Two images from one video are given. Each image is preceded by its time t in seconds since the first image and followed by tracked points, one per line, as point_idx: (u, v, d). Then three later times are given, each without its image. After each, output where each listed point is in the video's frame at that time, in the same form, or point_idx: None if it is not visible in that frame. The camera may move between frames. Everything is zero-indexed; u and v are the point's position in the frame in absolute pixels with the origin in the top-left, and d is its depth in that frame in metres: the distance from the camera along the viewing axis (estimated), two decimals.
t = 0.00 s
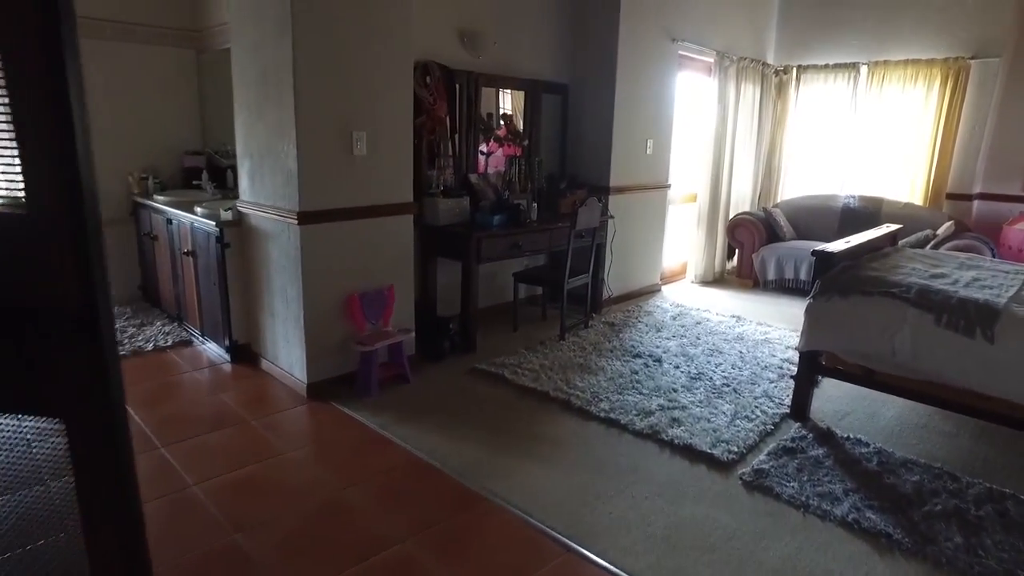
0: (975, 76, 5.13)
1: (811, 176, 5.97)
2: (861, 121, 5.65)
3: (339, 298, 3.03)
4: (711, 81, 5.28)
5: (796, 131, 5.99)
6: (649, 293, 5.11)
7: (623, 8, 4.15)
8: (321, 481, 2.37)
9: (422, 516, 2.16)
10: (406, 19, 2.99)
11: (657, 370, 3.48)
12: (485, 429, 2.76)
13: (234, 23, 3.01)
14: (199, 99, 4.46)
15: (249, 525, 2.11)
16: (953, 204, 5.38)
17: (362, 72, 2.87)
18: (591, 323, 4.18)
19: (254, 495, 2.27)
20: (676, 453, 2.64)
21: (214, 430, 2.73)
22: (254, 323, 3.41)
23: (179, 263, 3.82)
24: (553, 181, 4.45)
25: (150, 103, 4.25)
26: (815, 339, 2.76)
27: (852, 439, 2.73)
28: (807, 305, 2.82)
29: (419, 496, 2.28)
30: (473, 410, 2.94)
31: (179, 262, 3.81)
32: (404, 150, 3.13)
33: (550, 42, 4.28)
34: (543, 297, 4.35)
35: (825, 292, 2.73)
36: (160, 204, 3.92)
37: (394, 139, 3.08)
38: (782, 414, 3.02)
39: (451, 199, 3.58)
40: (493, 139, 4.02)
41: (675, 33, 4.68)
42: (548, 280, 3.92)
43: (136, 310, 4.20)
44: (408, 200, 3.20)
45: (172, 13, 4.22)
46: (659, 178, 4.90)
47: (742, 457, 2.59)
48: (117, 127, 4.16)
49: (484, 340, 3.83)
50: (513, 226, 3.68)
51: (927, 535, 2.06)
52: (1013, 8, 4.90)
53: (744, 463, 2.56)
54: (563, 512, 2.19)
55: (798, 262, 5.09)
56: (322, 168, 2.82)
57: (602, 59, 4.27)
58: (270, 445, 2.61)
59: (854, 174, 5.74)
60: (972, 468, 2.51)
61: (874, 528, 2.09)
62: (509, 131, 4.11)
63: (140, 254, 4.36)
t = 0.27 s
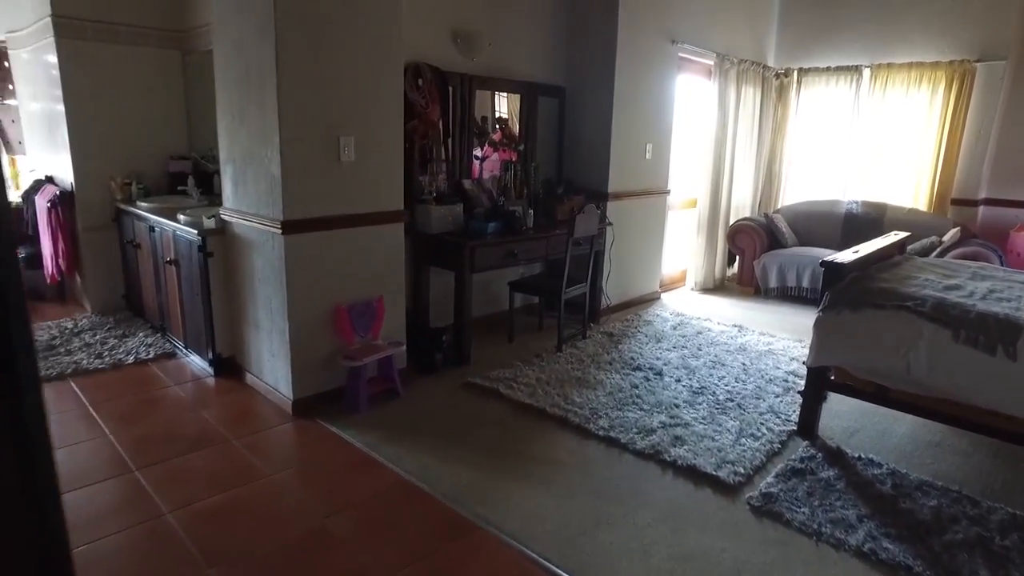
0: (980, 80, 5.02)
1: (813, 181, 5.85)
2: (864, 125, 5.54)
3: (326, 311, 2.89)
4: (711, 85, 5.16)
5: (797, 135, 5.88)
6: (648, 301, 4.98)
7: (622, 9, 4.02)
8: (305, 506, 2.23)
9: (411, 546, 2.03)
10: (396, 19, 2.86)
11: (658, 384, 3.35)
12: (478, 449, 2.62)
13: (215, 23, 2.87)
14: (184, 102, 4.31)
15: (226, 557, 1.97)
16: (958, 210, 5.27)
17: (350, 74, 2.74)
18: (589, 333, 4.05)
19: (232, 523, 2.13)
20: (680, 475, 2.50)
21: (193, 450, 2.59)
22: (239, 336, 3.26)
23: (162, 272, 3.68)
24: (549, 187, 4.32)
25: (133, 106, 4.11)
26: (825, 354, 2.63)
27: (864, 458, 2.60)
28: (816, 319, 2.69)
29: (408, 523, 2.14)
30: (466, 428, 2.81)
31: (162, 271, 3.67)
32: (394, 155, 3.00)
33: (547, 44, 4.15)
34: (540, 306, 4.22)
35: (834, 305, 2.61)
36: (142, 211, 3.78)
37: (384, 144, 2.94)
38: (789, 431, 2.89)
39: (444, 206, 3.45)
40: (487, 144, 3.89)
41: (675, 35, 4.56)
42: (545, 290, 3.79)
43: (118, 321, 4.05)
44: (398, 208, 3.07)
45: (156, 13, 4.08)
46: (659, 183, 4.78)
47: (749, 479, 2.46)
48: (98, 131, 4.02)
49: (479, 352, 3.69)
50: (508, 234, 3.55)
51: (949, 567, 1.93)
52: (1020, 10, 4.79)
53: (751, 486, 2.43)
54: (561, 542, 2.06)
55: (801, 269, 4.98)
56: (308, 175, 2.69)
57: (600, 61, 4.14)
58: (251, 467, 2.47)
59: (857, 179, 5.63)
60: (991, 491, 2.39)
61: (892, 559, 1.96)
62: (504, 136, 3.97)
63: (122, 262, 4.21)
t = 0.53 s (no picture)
0: (988, 81, 4.92)
1: (816, 184, 5.74)
2: (868, 127, 5.42)
3: (315, 321, 2.75)
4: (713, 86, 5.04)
5: (800, 138, 5.76)
6: (649, 307, 4.85)
7: (623, 7, 3.91)
8: (290, 531, 2.09)
9: None
10: (389, 16, 2.73)
11: (662, 396, 3.21)
12: (476, 468, 2.49)
13: (198, 19, 2.74)
14: (170, 103, 4.17)
15: None
16: (965, 214, 5.16)
17: (341, 73, 2.61)
18: (589, 342, 3.92)
19: (212, 551, 1.99)
20: (689, 495, 2.37)
21: (171, 470, 2.44)
22: (224, 346, 3.12)
23: (145, 279, 3.53)
24: (548, 190, 4.19)
25: (117, 107, 3.97)
26: (840, 367, 2.50)
27: (882, 477, 2.47)
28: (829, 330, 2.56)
29: (400, 551, 2.00)
30: (463, 444, 2.67)
31: (145, 278, 3.52)
32: (387, 158, 2.87)
33: (546, 44, 4.03)
34: (538, 313, 4.09)
35: (850, 315, 2.48)
36: (125, 216, 3.63)
37: (376, 146, 2.81)
38: (800, 446, 2.76)
39: (440, 210, 3.32)
40: (484, 146, 3.76)
41: (677, 34, 4.44)
42: (544, 297, 3.66)
43: (101, 329, 3.91)
44: (391, 213, 2.94)
45: (140, 11, 3.94)
46: (660, 187, 4.65)
47: (761, 500, 2.33)
48: (80, 133, 3.87)
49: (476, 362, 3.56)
50: (506, 239, 3.42)
51: None
52: None
53: (764, 507, 2.30)
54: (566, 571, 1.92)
55: (806, 274, 4.88)
56: (296, 179, 2.55)
57: (600, 61, 4.02)
58: (233, 489, 2.32)
59: (861, 182, 5.52)
60: (1017, 512, 2.26)
61: None
62: (501, 138, 3.84)
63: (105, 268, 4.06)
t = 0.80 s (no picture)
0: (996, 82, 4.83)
1: (819, 188, 5.63)
2: (872, 130, 5.32)
3: (306, 332, 2.62)
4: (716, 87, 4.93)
5: (803, 140, 5.65)
6: (651, 314, 4.72)
7: (626, 5, 3.80)
8: (278, 559, 1.96)
9: None
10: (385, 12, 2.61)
11: (668, 408, 3.09)
12: (476, 487, 2.36)
13: (182, 14, 2.60)
14: (158, 104, 4.04)
15: None
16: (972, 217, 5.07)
17: (334, 72, 2.49)
18: (591, 350, 3.79)
19: None
20: (701, 516, 2.24)
21: (152, 491, 2.29)
22: (211, 357, 2.98)
23: (129, 286, 3.39)
24: (548, 194, 4.07)
25: (102, 107, 3.83)
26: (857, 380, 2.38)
27: (903, 495, 2.35)
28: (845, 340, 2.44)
29: None
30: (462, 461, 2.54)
31: (129, 286, 3.37)
32: (381, 160, 2.74)
33: (546, 43, 3.91)
34: (538, 321, 3.96)
35: (868, 325, 2.36)
36: (109, 220, 3.49)
37: (371, 148, 2.69)
38: (814, 462, 2.64)
39: (436, 215, 3.19)
40: (482, 148, 3.63)
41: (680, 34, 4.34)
42: (544, 304, 3.53)
43: (84, 338, 3.76)
44: (386, 218, 2.81)
45: (126, 8, 3.81)
46: (662, 190, 4.53)
47: (777, 521, 2.21)
48: (63, 134, 3.73)
49: (474, 372, 3.43)
50: (505, 245, 3.29)
51: None
52: None
53: (780, 529, 2.18)
54: None
55: (810, 279, 4.76)
56: (285, 183, 2.42)
57: (602, 61, 3.90)
58: (217, 513, 2.18)
59: (866, 186, 5.41)
60: None
61: None
62: (500, 140, 3.72)
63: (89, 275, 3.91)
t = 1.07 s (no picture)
0: (999, 88, 4.76)
1: (820, 194, 5.53)
2: (874, 135, 5.24)
3: (294, 351, 2.48)
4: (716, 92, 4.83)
5: (803, 146, 5.56)
6: (650, 324, 4.60)
7: (627, 7, 3.69)
8: None
9: None
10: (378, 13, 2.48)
11: (673, 426, 2.96)
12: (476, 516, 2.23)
13: (162, 14, 2.46)
14: (140, 109, 3.89)
15: None
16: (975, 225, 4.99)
17: (324, 76, 2.35)
18: (591, 364, 3.66)
19: None
20: (714, 547, 2.12)
21: (128, 523, 2.14)
22: (193, 376, 2.83)
23: (108, 299, 3.23)
24: (545, 202, 3.94)
25: (81, 112, 3.67)
26: (876, 400, 2.25)
27: (925, 522, 2.24)
28: (862, 358, 2.33)
29: None
30: (460, 486, 2.41)
31: (109, 299, 3.22)
32: (374, 169, 2.61)
33: (544, 47, 3.79)
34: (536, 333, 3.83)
35: (888, 342, 2.25)
36: (88, 230, 3.33)
37: (363, 156, 2.55)
38: (829, 485, 2.52)
39: (431, 225, 3.06)
40: (478, 155, 3.50)
41: (681, 38, 4.23)
42: (543, 317, 3.40)
43: (62, 353, 3.59)
44: (379, 229, 2.67)
45: (108, 9, 3.66)
46: (662, 197, 4.42)
47: (795, 552, 2.08)
48: (40, 140, 3.57)
49: (470, 388, 3.30)
50: (503, 255, 3.16)
51: None
52: None
53: (798, 561, 2.05)
54: None
55: (814, 288, 4.66)
56: (272, 193, 2.29)
57: (601, 65, 3.78)
58: (198, 547, 2.03)
59: (867, 192, 5.32)
60: None
61: None
62: (496, 146, 3.59)
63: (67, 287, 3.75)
